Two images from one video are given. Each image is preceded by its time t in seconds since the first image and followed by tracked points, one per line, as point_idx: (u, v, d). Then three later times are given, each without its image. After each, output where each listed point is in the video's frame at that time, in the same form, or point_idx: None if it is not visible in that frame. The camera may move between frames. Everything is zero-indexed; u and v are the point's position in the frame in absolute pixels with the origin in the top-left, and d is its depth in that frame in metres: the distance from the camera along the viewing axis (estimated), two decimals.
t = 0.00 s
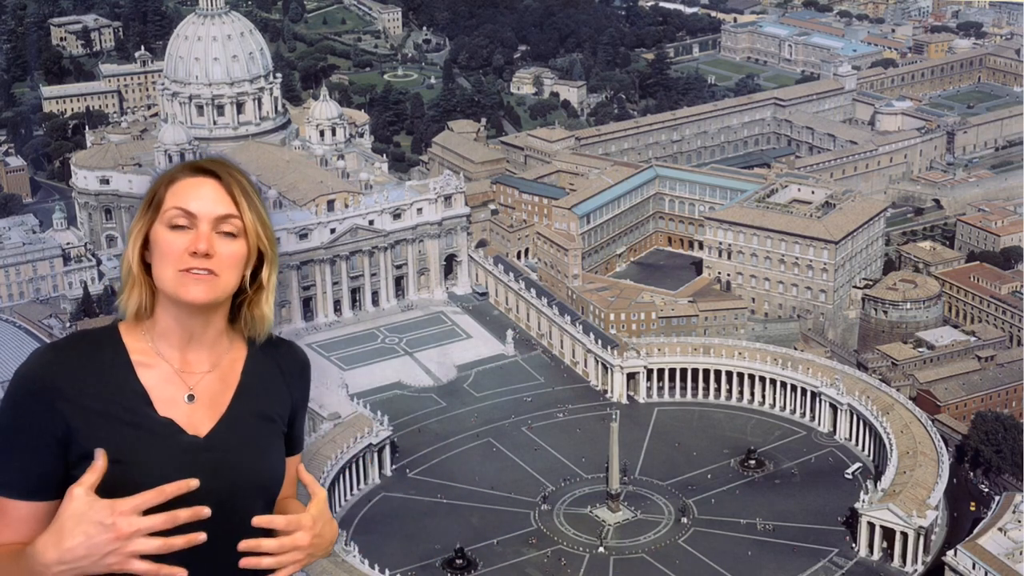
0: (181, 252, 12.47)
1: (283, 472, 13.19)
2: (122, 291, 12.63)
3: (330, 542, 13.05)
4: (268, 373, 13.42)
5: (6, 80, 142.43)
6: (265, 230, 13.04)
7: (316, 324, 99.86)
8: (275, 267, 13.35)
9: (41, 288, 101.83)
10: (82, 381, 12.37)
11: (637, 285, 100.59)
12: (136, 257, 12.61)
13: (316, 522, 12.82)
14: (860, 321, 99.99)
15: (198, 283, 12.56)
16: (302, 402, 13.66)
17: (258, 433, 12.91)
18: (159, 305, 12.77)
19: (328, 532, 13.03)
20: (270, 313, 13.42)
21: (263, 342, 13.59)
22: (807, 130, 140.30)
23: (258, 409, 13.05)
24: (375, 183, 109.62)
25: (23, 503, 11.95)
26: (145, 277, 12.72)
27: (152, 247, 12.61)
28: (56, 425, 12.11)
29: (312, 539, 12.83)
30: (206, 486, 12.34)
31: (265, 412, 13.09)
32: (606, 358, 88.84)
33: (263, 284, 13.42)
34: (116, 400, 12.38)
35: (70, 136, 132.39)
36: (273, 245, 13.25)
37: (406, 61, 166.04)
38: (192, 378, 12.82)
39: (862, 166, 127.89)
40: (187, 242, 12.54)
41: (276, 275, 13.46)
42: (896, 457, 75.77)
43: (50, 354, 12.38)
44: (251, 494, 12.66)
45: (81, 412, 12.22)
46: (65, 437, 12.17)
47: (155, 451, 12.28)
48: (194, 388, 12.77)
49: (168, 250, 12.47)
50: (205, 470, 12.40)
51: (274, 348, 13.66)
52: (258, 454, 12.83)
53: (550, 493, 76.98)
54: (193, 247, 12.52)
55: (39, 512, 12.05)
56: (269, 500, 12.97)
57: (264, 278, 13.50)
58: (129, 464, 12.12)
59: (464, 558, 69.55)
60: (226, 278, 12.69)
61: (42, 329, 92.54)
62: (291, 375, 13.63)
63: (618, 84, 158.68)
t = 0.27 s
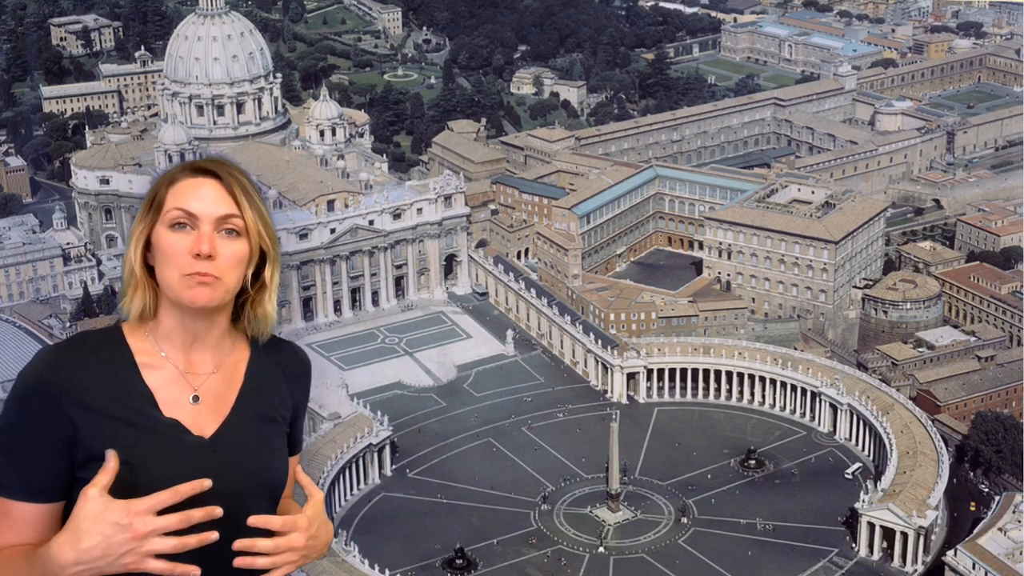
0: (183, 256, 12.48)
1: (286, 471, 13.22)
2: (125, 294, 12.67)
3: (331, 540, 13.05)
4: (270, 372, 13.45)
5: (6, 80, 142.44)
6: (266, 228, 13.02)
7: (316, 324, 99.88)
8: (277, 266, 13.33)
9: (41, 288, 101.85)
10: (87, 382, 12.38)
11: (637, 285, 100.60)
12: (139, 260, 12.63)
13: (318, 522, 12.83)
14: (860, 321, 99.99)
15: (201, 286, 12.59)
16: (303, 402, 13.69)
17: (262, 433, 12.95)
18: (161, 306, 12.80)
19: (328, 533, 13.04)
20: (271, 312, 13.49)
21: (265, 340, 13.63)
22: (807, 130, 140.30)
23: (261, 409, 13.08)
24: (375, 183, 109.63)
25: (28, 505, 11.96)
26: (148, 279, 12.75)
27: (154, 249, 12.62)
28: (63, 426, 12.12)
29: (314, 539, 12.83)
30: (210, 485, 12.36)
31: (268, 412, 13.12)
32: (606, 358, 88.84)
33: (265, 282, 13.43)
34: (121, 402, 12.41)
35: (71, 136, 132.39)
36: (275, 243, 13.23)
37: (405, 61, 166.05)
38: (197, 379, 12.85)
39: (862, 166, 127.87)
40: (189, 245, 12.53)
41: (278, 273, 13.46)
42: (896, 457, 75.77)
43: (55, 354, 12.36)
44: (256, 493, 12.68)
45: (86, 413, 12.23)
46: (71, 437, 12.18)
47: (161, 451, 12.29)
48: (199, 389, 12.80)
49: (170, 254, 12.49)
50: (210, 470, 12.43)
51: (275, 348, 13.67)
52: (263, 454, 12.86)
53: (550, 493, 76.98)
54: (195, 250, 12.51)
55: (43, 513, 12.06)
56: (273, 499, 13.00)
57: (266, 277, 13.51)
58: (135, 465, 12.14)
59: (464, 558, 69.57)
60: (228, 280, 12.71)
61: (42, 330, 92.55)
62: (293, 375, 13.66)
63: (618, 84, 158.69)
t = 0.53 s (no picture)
0: (184, 259, 12.48)
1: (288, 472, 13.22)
2: (127, 296, 12.69)
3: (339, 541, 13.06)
4: (272, 373, 13.45)
5: (6, 80, 142.41)
6: (267, 230, 13.01)
7: (316, 324, 99.87)
8: (278, 267, 13.32)
9: (41, 288, 101.85)
10: (90, 381, 12.40)
11: (637, 285, 100.61)
12: (140, 261, 12.68)
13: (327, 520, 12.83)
14: (860, 321, 99.99)
15: (203, 288, 12.59)
16: (305, 404, 13.70)
17: (265, 433, 12.95)
18: (163, 309, 12.80)
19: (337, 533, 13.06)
20: (272, 313, 13.51)
21: (267, 341, 13.64)
22: (807, 130, 140.30)
23: (264, 410, 13.09)
24: (375, 183, 109.61)
25: (33, 504, 11.97)
26: (150, 281, 12.77)
27: (156, 252, 12.62)
28: (67, 424, 12.11)
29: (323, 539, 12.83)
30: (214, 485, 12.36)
31: (270, 413, 13.14)
32: (606, 358, 88.84)
33: (265, 285, 13.44)
34: (125, 403, 12.40)
35: (71, 136, 132.39)
36: (276, 245, 13.22)
37: (405, 61, 166.05)
38: (200, 379, 12.85)
39: (862, 166, 127.86)
40: (191, 248, 12.53)
41: (279, 275, 13.46)
42: (896, 457, 75.76)
43: (58, 354, 12.37)
44: (260, 493, 12.68)
45: (91, 412, 12.24)
46: (76, 435, 12.18)
47: (166, 451, 12.30)
48: (202, 389, 12.79)
49: (172, 257, 12.48)
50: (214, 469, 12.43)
51: (276, 350, 13.68)
52: (266, 454, 12.87)
53: (550, 493, 76.96)
54: (196, 253, 12.51)
55: (47, 513, 12.07)
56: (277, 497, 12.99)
57: (267, 280, 13.51)
58: (138, 463, 12.14)
59: (464, 558, 69.55)
60: (230, 283, 12.71)
61: (42, 329, 92.57)
62: (294, 378, 13.68)
63: (618, 84, 158.72)
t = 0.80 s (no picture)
0: (188, 263, 12.48)
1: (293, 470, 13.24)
2: (131, 298, 12.70)
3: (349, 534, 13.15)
4: (276, 370, 13.48)
5: (6, 80, 142.37)
6: (269, 232, 13.03)
7: (316, 324, 99.87)
8: (280, 268, 13.34)
9: (41, 288, 101.85)
10: (95, 381, 12.39)
11: (637, 285, 100.61)
12: (144, 265, 12.68)
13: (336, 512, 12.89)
14: (860, 321, 99.96)
15: (207, 292, 12.60)
16: (308, 404, 13.72)
17: (270, 431, 12.99)
18: (167, 310, 12.82)
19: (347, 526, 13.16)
20: (274, 312, 13.54)
21: (269, 340, 13.67)
22: (807, 130, 140.29)
23: (268, 410, 13.12)
24: (375, 183, 109.61)
25: (40, 506, 11.95)
26: (154, 284, 12.78)
27: (160, 256, 12.63)
28: (73, 423, 12.11)
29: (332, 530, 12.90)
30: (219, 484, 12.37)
31: (274, 411, 13.17)
32: (606, 358, 88.84)
33: (268, 285, 13.44)
34: (131, 404, 12.41)
35: (71, 136, 132.38)
36: (278, 247, 13.22)
37: (405, 61, 166.06)
38: (205, 379, 12.87)
39: (862, 166, 127.84)
40: (193, 253, 12.54)
41: (281, 275, 13.49)
42: (896, 457, 75.77)
43: (63, 355, 12.36)
44: (266, 491, 12.69)
45: (96, 411, 12.23)
46: (82, 435, 12.17)
47: (172, 451, 12.31)
48: (207, 389, 12.81)
49: (176, 261, 12.50)
50: (221, 469, 12.45)
51: (278, 348, 13.69)
52: (272, 451, 12.90)
53: (550, 493, 76.97)
54: (200, 258, 12.51)
55: (55, 513, 12.05)
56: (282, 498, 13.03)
57: (269, 280, 13.52)
58: (145, 464, 12.13)
59: (464, 558, 69.55)
60: (233, 286, 12.73)
61: (42, 329, 92.58)
62: (298, 376, 13.68)
63: (618, 84, 158.73)
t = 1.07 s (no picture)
0: (190, 268, 12.46)
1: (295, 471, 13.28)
2: (133, 302, 12.69)
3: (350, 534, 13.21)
4: (276, 372, 13.51)
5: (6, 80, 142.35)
6: (269, 235, 13.01)
7: (316, 324, 99.85)
8: (281, 269, 13.31)
9: (41, 288, 101.80)
10: (99, 383, 12.38)
11: (637, 285, 100.62)
12: (146, 270, 12.66)
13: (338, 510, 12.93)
14: (861, 321, 99.95)
15: (210, 295, 12.60)
16: (309, 404, 13.75)
17: (272, 432, 13.03)
18: (169, 314, 12.81)
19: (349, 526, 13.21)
20: (276, 313, 13.64)
21: (270, 340, 13.70)
22: (807, 130, 140.32)
23: (271, 410, 13.16)
24: (375, 183, 109.58)
25: (43, 506, 11.91)
26: (156, 287, 12.75)
27: (161, 260, 12.61)
28: (78, 424, 12.11)
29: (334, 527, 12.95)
30: (224, 483, 12.40)
31: (276, 413, 13.20)
32: (606, 358, 88.84)
33: (269, 285, 13.44)
34: (135, 405, 12.39)
35: (70, 136, 132.33)
36: (279, 249, 13.22)
37: (406, 61, 166.14)
38: (208, 381, 12.89)
39: (862, 166, 127.85)
40: (196, 257, 12.50)
41: (281, 276, 13.48)
42: (896, 457, 75.77)
43: (67, 357, 12.34)
44: (267, 492, 12.74)
45: (101, 413, 12.23)
46: (87, 437, 12.18)
47: (175, 451, 12.32)
48: (210, 391, 12.82)
49: (178, 265, 12.46)
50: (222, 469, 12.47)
51: (279, 349, 13.73)
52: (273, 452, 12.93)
53: (550, 493, 76.96)
54: (202, 262, 12.49)
55: (57, 515, 12.00)
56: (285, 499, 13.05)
57: (270, 280, 13.53)
58: (148, 464, 12.15)
59: (464, 558, 69.53)
60: (237, 288, 12.71)
61: (42, 329, 92.54)
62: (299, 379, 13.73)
63: (618, 84, 158.74)
